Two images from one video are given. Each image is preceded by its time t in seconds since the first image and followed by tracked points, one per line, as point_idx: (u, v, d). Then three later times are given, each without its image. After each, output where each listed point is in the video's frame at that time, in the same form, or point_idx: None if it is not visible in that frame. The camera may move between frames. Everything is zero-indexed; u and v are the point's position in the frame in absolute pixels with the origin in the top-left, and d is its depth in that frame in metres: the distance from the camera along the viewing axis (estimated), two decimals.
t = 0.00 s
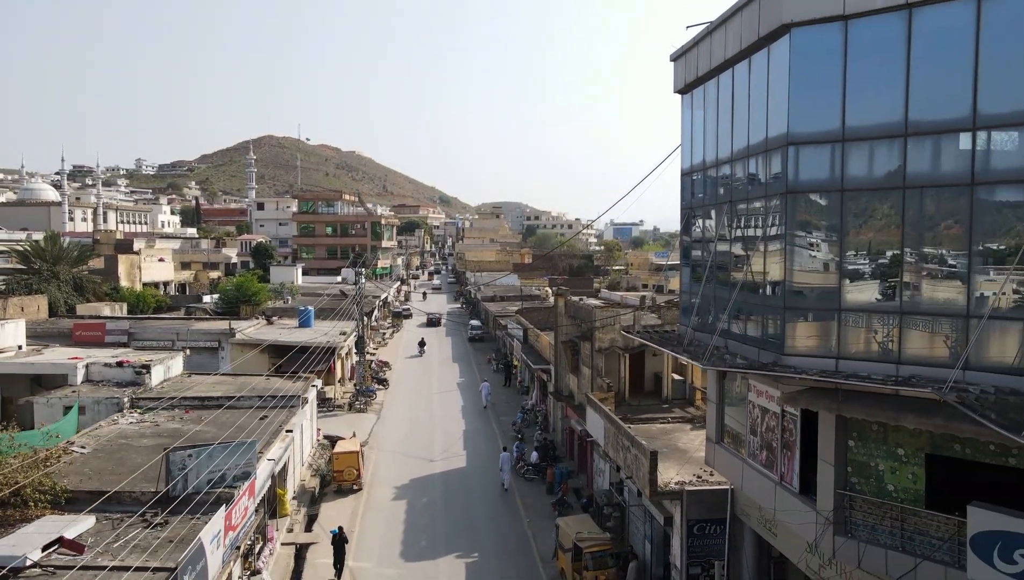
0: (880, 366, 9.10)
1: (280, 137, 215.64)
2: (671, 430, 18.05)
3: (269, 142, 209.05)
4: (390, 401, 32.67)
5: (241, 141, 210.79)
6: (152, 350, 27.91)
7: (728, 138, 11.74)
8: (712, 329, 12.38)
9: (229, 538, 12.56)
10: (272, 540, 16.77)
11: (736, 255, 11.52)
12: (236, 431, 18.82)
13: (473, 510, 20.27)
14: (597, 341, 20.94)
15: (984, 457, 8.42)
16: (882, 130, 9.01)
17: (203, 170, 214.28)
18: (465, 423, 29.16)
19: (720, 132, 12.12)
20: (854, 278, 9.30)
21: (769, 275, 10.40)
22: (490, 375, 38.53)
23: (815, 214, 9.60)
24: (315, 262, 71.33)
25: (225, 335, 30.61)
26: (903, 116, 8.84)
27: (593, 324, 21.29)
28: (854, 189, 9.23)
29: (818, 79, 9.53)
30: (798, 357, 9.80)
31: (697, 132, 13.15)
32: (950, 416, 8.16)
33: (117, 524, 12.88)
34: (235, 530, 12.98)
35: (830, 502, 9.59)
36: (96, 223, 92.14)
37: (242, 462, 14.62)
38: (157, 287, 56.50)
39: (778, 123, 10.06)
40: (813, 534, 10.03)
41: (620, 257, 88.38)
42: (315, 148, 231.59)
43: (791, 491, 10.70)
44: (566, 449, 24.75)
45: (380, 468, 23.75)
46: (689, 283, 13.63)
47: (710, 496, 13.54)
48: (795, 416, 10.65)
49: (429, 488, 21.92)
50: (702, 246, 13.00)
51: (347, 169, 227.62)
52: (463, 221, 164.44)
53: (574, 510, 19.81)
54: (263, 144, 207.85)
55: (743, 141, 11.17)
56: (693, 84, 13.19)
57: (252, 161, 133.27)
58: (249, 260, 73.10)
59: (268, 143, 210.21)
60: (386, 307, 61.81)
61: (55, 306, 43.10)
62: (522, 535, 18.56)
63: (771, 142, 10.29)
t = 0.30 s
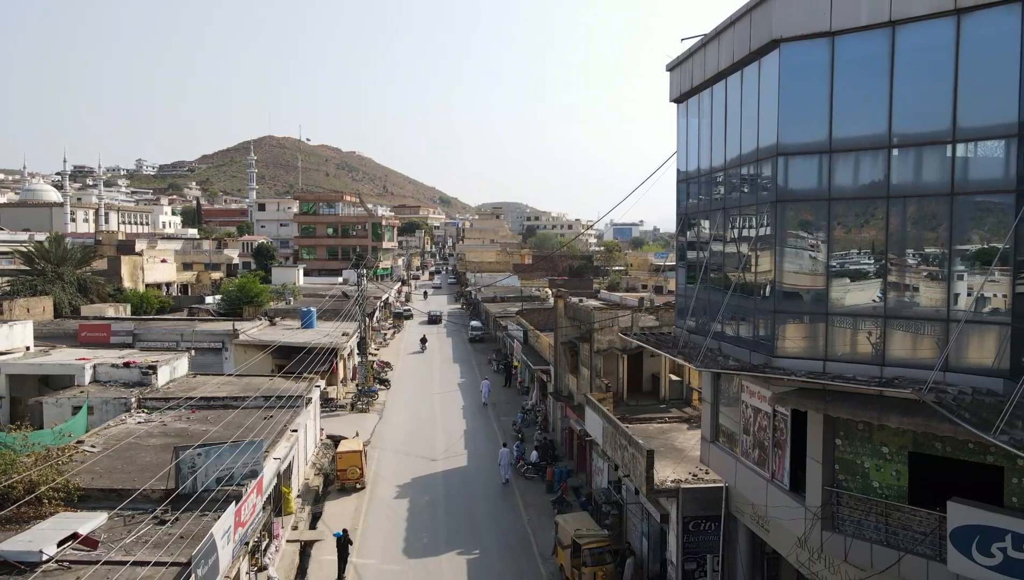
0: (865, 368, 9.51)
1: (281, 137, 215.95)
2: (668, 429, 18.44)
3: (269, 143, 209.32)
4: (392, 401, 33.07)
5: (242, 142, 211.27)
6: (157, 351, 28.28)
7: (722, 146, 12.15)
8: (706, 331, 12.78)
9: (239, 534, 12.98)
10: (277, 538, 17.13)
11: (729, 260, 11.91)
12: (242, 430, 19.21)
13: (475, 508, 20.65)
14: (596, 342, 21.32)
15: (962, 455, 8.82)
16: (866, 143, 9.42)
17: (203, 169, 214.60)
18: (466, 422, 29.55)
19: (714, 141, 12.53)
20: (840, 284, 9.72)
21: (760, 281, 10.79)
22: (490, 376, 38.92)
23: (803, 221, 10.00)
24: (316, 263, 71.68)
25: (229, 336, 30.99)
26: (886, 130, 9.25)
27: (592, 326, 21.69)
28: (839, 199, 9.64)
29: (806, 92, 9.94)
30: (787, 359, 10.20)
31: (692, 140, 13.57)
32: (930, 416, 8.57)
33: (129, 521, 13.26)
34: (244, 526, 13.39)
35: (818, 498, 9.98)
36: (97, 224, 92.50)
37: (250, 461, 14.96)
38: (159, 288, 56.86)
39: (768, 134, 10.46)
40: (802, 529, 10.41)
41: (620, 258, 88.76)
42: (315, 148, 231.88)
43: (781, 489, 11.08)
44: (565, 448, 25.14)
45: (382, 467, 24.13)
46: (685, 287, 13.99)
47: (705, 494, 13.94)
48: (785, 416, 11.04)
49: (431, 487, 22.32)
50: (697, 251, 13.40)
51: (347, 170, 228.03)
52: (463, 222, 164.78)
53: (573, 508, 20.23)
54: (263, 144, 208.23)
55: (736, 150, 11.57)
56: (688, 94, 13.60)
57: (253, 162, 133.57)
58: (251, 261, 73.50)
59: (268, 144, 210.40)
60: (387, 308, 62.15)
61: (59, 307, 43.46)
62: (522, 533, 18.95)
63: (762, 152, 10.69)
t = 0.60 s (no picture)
0: (850, 369, 9.97)
1: (281, 138, 216.27)
2: (665, 429, 18.88)
3: (269, 143, 209.58)
4: (393, 401, 33.50)
5: (242, 142, 211.50)
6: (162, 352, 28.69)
7: (715, 155, 12.60)
8: (700, 333, 13.22)
9: (249, 529, 13.42)
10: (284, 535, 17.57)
11: (722, 265, 12.34)
12: (248, 429, 19.65)
13: (476, 506, 21.10)
14: (595, 344, 21.75)
15: (941, 453, 9.26)
16: (851, 154, 9.86)
17: (204, 170, 214.91)
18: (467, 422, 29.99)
19: (709, 149, 12.98)
20: (826, 289, 10.18)
21: (751, 286, 11.24)
22: (490, 376, 39.35)
23: (792, 229, 10.43)
24: (317, 264, 72.06)
25: (233, 337, 31.41)
26: (869, 142, 9.70)
27: (591, 327, 22.12)
28: (825, 209, 10.08)
29: (793, 106, 10.38)
30: (776, 361, 10.64)
31: (687, 147, 14.00)
32: (910, 416, 9.02)
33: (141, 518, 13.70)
34: (254, 521, 13.83)
35: (806, 494, 10.42)
36: (99, 224, 92.90)
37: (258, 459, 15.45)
38: (162, 289, 57.25)
39: (758, 145, 10.89)
40: (791, 524, 10.86)
41: (620, 259, 89.22)
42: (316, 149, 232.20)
43: (772, 486, 11.52)
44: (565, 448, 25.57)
45: (385, 466, 24.56)
46: (680, 290, 14.42)
47: (699, 491, 14.37)
48: (775, 415, 11.47)
49: (433, 485, 22.76)
50: (692, 255, 13.83)
51: (348, 170, 228.38)
52: (463, 223, 165.15)
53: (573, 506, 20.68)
54: (264, 144, 208.54)
55: (728, 160, 12.03)
56: (683, 103, 14.05)
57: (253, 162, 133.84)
58: (252, 262, 73.91)
59: (268, 144, 210.68)
60: (389, 308, 62.53)
61: (64, 308, 43.86)
62: (523, 530, 19.39)
63: (752, 163, 11.12)
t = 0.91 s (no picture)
0: (836, 371, 10.40)
1: (281, 138, 216.65)
2: (661, 429, 19.31)
3: (270, 143, 209.95)
4: (395, 402, 33.93)
5: (242, 142, 211.97)
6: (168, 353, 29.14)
7: (708, 164, 13.05)
8: (693, 336, 13.65)
9: (257, 526, 13.85)
10: (288, 532, 17.99)
11: (714, 271, 12.78)
12: (254, 429, 20.08)
13: (476, 504, 21.53)
14: (593, 345, 22.18)
15: (921, 452, 9.69)
16: (836, 166, 10.30)
17: (205, 170, 215.37)
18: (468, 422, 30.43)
19: (702, 159, 13.43)
20: (813, 295, 10.62)
21: (742, 291, 11.67)
22: (491, 376, 39.78)
23: (780, 237, 10.86)
24: (318, 265, 72.46)
25: (237, 338, 31.85)
26: (853, 155, 10.14)
27: (589, 329, 22.55)
28: (812, 218, 10.50)
29: (781, 119, 10.81)
30: (766, 364, 11.07)
31: (681, 156, 14.45)
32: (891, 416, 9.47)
33: (152, 515, 14.14)
34: (262, 518, 14.26)
35: (795, 492, 10.86)
36: (101, 225, 93.37)
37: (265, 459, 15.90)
38: (164, 290, 57.70)
39: (748, 156, 11.32)
40: (780, 520, 11.31)
41: (620, 260, 89.70)
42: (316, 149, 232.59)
43: (762, 484, 11.96)
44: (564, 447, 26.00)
45: (387, 466, 25.00)
46: (675, 295, 14.85)
47: (694, 489, 14.80)
48: (765, 416, 11.90)
49: (434, 484, 23.20)
50: (686, 261, 14.26)
51: (348, 171, 228.80)
52: (463, 223, 165.52)
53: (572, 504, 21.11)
54: (264, 145, 208.94)
55: (720, 169, 12.47)
56: (677, 114, 14.52)
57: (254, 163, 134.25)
58: (254, 263, 74.36)
59: (269, 145, 211.08)
60: (390, 310, 62.97)
61: (69, 309, 44.32)
62: (522, 528, 19.82)
63: (742, 173, 11.56)
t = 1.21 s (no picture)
0: (822, 373, 10.86)
1: (282, 139, 217.04)
2: (658, 428, 19.78)
3: (270, 143, 210.35)
4: (397, 402, 34.37)
5: (243, 143, 212.42)
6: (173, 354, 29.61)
7: (700, 172, 13.52)
8: (687, 338, 14.11)
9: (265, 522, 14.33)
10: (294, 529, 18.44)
11: (707, 275, 13.23)
12: (259, 429, 20.55)
13: (476, 502, 22.00)
14: (591, 346, 22.65)
15: (903, 450, 10.16)
16: (822, 175, 10.75)
17: (205, 170, 215.83)
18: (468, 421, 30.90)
19: (695, 166, 13.90)
20: (800, 300, 11.08)
21: (733, 295, 12.13)
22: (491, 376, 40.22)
23: (769, 243, 11.32)
24: (319, 266, 72.89)
25: (241, 339, 32.30)
26: (838, 165, 10.59)
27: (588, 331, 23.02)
28: (800, 225, 10.95)
29: (770, 130, 11.27)
30: (756, 365, 11.52)
31: (675, 165, 14.93)
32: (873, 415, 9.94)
33: (163, 512, 14.60)
34: (269, 515, 14.74)
35: (783, 488, 11.32)
36: (103, 226, 93.81)
37: (271, 457, 16.40)
38: (167, 291, 58.17)
39: (739, 165, 11.78)
40: (769, 516, 11.76)
41: (619, 260, 90.11)
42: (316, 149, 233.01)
43: (753, 481, 12.42)
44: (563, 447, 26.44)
45: (390, 464, 25.46)
46: (669, 298, 15.32)
47: (689, 487, 15.26)
48: (755, 416, 12.36)
49: (436, 483, 23.66)
50: (680, 264, 14.72)
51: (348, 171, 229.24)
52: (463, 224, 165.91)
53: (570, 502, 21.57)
54: (264, 145, 209.38)
55: (713, 177, 12.94)
56: (672, 123, 15.00)
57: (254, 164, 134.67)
58: (255, 264, 74.81)
59: (269, 145, 211.51)
60: (391, 310, 63.44)
61: (73, 310, 44.78)
62: (521, 525, 20.28)
63: (734, 181, 12.02)
